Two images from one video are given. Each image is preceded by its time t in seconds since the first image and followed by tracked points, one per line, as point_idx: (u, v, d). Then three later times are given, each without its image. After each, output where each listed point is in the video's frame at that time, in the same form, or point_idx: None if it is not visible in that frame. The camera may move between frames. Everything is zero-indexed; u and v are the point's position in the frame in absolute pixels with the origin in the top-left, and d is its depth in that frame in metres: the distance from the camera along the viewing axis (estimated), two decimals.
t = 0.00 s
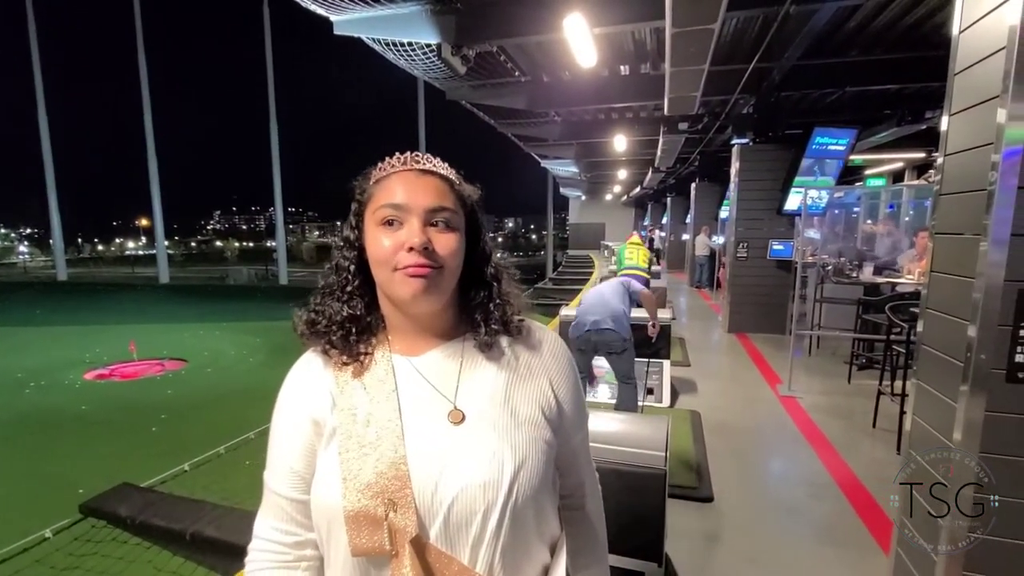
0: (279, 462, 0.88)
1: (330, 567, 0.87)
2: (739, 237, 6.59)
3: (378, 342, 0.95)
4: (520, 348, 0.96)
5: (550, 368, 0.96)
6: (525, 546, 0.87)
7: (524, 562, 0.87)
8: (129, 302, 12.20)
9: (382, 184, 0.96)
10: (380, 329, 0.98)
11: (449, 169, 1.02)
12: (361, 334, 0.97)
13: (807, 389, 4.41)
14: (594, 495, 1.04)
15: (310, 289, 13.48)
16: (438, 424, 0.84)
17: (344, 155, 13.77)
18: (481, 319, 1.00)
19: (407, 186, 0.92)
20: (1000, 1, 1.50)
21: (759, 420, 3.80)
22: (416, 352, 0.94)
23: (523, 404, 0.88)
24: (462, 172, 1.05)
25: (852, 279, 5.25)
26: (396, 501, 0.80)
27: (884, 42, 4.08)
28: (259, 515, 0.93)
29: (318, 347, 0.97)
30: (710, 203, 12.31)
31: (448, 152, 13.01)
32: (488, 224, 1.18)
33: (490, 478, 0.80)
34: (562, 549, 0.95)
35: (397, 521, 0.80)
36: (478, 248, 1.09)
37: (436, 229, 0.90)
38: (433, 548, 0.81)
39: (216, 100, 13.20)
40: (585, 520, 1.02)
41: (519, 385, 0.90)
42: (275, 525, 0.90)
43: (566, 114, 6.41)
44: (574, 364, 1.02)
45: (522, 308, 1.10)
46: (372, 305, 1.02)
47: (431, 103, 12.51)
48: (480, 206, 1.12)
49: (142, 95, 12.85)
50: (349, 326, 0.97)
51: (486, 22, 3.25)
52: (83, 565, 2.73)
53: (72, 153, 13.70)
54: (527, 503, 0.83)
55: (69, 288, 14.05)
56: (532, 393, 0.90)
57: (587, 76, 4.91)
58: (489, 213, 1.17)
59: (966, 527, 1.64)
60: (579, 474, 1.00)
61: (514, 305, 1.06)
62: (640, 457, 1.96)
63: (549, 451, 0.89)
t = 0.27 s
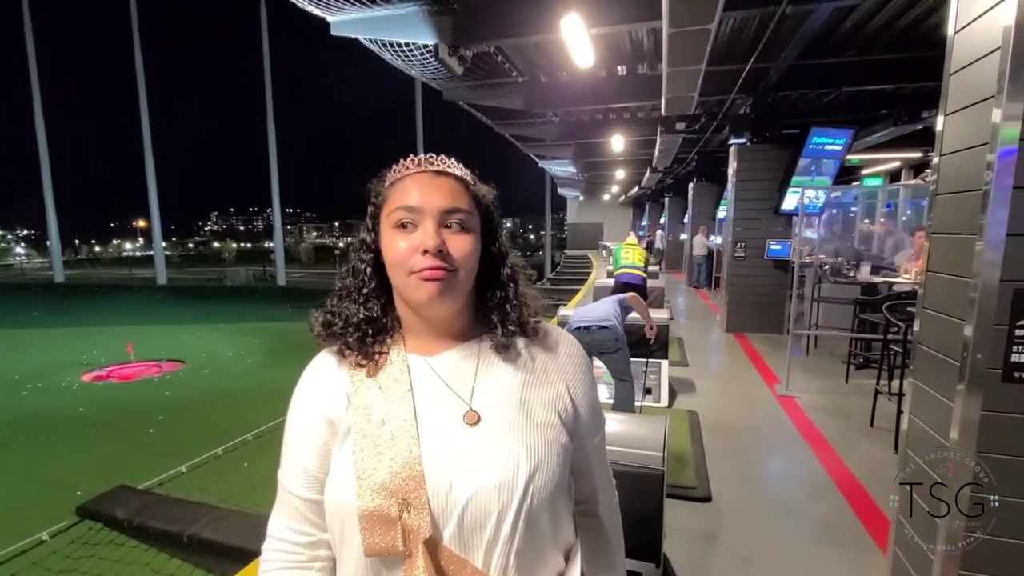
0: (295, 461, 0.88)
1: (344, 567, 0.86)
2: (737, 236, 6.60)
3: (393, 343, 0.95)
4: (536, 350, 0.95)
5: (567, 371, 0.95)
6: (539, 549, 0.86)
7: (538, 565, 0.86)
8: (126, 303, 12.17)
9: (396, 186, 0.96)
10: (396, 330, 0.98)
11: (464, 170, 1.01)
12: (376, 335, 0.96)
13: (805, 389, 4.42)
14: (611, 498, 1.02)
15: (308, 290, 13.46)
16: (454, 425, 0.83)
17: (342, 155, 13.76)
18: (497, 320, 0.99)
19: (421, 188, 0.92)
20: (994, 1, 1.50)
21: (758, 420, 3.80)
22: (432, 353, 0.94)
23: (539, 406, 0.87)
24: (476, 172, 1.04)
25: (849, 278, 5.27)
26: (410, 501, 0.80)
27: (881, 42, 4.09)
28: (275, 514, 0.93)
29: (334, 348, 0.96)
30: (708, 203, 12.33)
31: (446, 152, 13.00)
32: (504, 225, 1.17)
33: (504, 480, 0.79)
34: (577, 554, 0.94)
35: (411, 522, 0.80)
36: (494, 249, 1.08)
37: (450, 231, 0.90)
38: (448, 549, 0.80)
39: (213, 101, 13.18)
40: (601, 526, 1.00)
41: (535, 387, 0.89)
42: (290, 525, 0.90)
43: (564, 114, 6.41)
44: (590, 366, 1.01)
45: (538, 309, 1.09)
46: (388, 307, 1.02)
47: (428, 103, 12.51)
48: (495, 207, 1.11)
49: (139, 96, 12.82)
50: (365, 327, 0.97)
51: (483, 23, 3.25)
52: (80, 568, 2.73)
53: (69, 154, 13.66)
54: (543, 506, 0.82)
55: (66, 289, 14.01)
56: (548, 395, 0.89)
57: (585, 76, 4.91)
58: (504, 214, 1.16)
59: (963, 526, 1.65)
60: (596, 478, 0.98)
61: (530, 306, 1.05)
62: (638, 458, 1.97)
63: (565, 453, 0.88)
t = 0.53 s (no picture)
0: (305, 461, 0.88)
1: (352, 568, 0.86)
2: (734, 236, 6.61)
3: (405, 343, 0.95)
4: (549, 352, 0.94)
5: (581, 374, 0.94)
6: (551, 555, 0.84)
7: (549, 570, 0.85)
8: (122, 304, 12.12)
9: (409, 187, 0.95)
10: (409, 331, 0.97)
11: (478, 171, 1.00)
12: (389, 335, 0.96)
13: (803, 388, 4.43)
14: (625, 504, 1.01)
15: (305, 291, 13.42)
16: (466, 426, 0.83)
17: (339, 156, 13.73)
18: (510, 322, 0.98)
19: (434, 189, 0.91)
20: (991, 2, 1.51)
21: (756, 420, 3.80)
22: (444, 354, 0.93)
23: (552, 409, 0.86)
24: (490, 171, 1.03)
25: (846, 277, 5.29)
26: (420, 503, 0.79)
27: (878, 42, 4.10)
28: (285, 513, 0.92)
29: (345, 348, 0.96)
30: (705, 203, 12.35)
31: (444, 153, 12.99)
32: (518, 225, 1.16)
33: (516, 483, 0.78)
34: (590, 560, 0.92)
35: (421, 523, 0.79)
36: (508, 249, 1.07)
37: (462, 232, 0.89)
38: (457, 552, 0.80)
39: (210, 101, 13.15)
40: (615, 533, 0.98)
41: (549, 390, 0.88)
42: (301, 524, 0.90)
43: (561, 114, 6.42)
44: (604, 369, 1.00)
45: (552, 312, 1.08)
46: (401, 307, 1.01)
47: (426, 104, 12.50)
48: (510, 207, 1.09)
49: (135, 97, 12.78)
50: (377, 327, 0.96)
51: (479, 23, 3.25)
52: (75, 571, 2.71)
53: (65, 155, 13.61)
54: (554, 510, 0.81)
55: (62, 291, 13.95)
56: (561, 397, 0.88)
57: (582, 76, 4.91)
58: (519, 214, 1.15)
59: (961, 526, 1.65)
60: (610, 483, 0.97)
61: (544, 308, 1.04)
62: (636, 458, 1.97)
63: (578, 458, 0.86)
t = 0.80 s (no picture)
0: (315, 460, 0.88)
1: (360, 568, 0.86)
2: (732, 236, 6.61)
3: (414, 343, 0.94)
4: (561, 355, 0.93)
5: (593, 378, 0.92)
6: (560, 562, 0.84)
7: None
8: (119, 305, 12.09)
9: (419, 186, 0.94)
10: (419, 332, 0.97)
11: (489, 168, 0.98)
12: (398, 335, 0.95)
13: (801, 388, 4.43)
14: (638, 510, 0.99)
15: (302, 291, 13.40)
16: (475, 430, 0.82)
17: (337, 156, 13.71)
18: (522, 323, 0.97)
19: (443, 188, 0.90)
20: (990, 1, 1.51)
21: (755, 420, 3.80)
22: (453, 356, 0.92)
23: (564, 413, 0.85)
24: (502, 169, 1.01)
25: (844, 277, 5.30)
26: (427, 506, 0.79)
27: (875, 42, 4.11)
28: (295, 511, 0.93)
29: (355, 348, 0.95)
30: (703, 202, 12.37)
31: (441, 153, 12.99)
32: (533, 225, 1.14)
33: (525, 488, 0.77)
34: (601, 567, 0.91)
35: (428, 526, 0.79)
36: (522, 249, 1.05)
37: (470, 232, 0.88)
38: (464, 556, 0.79)
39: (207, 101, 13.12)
40: (625, 539, 0.97)
41: (560, 393, 0.87)
42: (311, 524, 0.90)
43: (559, 114, 6.42)
44: (617, 373, 0.98)
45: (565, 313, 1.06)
46: (412, 307, 1.01)
47: (423, 104, 12.50)
48: (524, 206, 1.07)
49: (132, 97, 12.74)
50: (387, 328, 0.96)
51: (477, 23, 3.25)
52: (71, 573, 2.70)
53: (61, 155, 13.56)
54: (563, 517, 0.80)
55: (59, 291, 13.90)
56: (572, 401, 0.87)
57: (581, 76, 4.91)
58: (533, 214, 1.13)
59: (960, 526, 1.65)
60: (621, 487, 0.95)
61: (558, 310, 1.02)
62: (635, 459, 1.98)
63: (590, 463, 0.85)
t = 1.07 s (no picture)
0: (321, 461, 0.88)
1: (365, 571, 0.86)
2: (730, 236, 6.62)
3: (422, 343, 0.94)
4: (572, 358, 0.92)
5: (604, 382, 0.92)
6: (567, 567, 0.83)
7: None
8: (116, 305, 12.05)
9: (429, 183, 0.94)
10: (428, 331, 0.96)
11: (501, 166, 0.98)
12: (407, 334, 0.95)
13: (798, 387, 4.45)
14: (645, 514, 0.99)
15: (300, 291, 13.37)
16: (483, 432, 0.82)
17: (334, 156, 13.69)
18: (533, 324, 0.96)
19: (456, 185, 0.90)
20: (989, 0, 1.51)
21: (753, 419, 3.81)
22: (462, 355, 0.92)
23: (574, 416, 0.85)
24: (515, 167, 1.00)
25: (842, 276, 5.32)
26: (435, 510, 0.79)
27: (873, 41, 4.12)
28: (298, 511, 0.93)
29: (362, 345, 0.95)
30: (701, 202, 12.38)
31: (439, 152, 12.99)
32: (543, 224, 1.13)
33: (535, 493, 0.77)
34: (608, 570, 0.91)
35: (435, 530, 0.78)
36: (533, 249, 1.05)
37: (482, 231, 0.88)
38: (470, 560, 0.79)
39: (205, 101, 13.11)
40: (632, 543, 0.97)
41: (570, 397, 0.87)
42: (316, 523, 0.90)
43: (557, 114, 6.43)
44: (628, 376, 0.98)
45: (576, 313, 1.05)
46: (421, 306, 1.00)
47: (421, 104, 12.50)
48: (535, 205, 1.07)
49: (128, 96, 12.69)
50: (395, 326, 0.95)
51: (474, 22, 3.25)
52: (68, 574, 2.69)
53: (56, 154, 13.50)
54: (572, 522, 0.80)
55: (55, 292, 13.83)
56: (582, 403, 0.87)
57: (578, 76, 4.91)
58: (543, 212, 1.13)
59: (960, 525, 1.66)
60: (630, 491, 0.95)
61: (569, 310, 1.01)
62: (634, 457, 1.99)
63: (600, 467, 0.85)
